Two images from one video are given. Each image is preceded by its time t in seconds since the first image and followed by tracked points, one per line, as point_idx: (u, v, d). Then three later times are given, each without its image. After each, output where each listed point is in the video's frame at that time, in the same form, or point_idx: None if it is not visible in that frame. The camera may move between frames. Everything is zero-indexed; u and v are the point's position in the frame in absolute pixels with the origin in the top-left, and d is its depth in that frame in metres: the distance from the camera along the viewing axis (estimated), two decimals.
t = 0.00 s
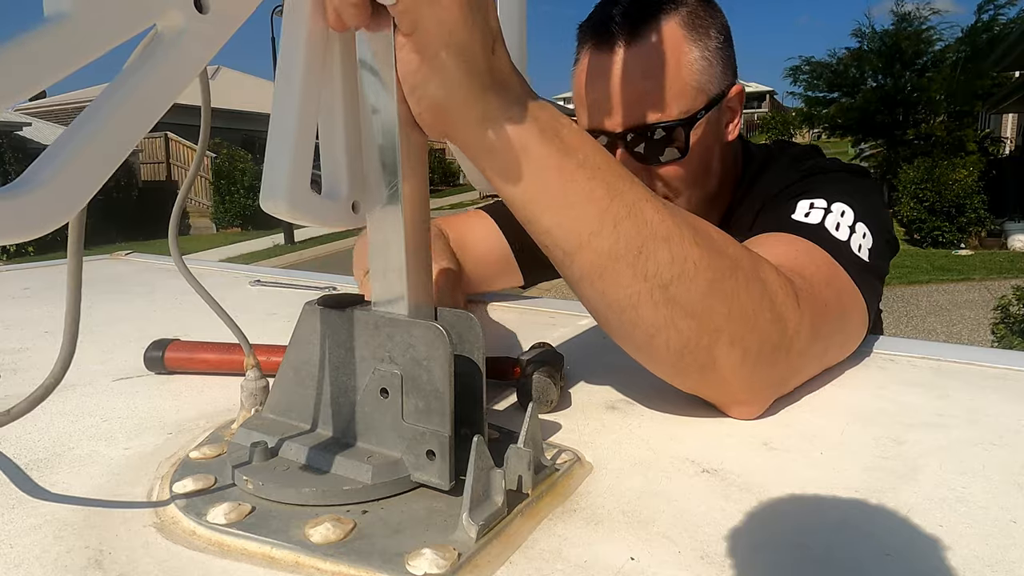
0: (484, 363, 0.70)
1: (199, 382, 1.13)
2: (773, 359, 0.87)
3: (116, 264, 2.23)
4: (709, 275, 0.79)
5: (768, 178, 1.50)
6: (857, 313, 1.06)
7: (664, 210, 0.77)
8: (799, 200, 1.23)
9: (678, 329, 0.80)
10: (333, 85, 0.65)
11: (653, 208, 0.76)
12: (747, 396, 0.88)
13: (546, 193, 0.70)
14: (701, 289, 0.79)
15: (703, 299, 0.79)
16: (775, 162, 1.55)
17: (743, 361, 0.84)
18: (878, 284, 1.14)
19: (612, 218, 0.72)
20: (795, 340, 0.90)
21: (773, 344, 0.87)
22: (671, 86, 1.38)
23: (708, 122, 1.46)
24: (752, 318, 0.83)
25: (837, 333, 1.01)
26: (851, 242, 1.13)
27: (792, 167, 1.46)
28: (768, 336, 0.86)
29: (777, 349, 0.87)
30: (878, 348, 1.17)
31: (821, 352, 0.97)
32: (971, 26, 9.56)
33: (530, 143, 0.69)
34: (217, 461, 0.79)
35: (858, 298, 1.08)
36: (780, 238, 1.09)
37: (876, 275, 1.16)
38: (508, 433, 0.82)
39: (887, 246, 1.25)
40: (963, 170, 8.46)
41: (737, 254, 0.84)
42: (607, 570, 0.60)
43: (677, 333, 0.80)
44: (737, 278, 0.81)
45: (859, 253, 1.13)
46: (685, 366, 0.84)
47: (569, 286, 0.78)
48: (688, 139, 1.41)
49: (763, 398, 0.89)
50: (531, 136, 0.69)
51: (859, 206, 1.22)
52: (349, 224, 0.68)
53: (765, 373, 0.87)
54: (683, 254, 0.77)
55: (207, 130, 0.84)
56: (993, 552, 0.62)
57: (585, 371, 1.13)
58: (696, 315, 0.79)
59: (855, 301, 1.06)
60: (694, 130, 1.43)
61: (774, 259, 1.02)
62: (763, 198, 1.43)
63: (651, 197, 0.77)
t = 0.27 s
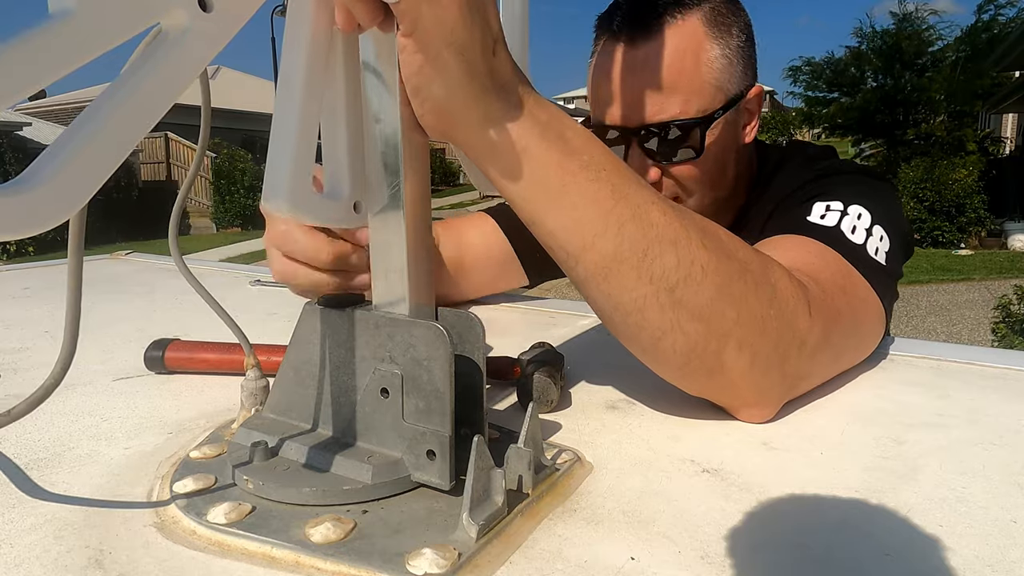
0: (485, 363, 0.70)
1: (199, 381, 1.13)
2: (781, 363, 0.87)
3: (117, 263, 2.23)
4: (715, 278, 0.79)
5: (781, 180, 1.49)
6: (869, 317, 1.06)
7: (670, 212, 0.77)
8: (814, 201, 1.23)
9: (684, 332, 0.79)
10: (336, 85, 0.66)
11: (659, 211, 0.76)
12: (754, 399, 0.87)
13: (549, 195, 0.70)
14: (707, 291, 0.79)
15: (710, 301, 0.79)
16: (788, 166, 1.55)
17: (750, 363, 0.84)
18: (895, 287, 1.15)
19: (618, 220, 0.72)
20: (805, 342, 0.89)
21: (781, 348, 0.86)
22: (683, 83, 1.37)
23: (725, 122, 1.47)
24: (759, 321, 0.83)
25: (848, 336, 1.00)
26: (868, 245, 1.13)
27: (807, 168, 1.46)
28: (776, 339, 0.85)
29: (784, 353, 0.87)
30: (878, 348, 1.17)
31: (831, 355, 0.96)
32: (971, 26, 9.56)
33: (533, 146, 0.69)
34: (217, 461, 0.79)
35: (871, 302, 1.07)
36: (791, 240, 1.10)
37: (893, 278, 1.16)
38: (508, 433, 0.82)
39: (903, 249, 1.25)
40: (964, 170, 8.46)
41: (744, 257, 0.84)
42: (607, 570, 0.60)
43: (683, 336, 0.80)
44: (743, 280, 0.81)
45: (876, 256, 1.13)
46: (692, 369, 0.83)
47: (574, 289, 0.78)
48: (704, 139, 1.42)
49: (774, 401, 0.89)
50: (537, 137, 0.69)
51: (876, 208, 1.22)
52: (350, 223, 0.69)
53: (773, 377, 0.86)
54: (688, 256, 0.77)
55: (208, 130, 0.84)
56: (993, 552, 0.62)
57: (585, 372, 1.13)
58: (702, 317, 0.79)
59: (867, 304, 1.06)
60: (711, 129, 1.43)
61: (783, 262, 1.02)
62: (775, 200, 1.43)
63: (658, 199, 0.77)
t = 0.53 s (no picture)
0: (484, 362, 0.69)
1: (200, 381, 1.13)
2: (782, 364, 0.87)
3: (117, 263, 2.23)
4: (716, 279, 0.79)
5: (786, 181, 1.50)
6: (873, 319, 1.05)
7: (672, 213, 0.77)
8: (821, 204, 1.23)
9: (685, 333, 0.79)
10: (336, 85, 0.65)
11: (662, 211, 0.76)
12: (755, 401, 0.87)
13: (550, 195, 0.70)
14: (708, 292, 0.79)
15: (710, 303, 0.79)
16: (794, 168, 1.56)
17: (750, 365, 0.84)
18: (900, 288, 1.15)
19: (619, 221, 0.72)
20: (806, 343, 0.90)
21: (782, 349, 0.86)
22: (683, 101, 1.35)
23: (728, 137, 1.48)
24: (759, 323, 0.83)
25: (850, 338, 1.00)
26: (874, 248, 1.13)
27: (812, 171, 1.46)
28: (777, 341, 0.85)
29: (784, 355, 0.87)
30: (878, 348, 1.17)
31: (832, 355, 0.96)
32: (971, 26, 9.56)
33: (534, 146, 0.69)
34: (217, 461, 0.79)
35: (874, 305, 1.07)
36: (796, 242, 1.11)
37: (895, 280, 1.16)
38: (508, 432, 0.82)
39: (908, 250, 1.25)
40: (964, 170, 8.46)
41: (744, 258, 0.84)
42: (606, 570, 0.60)
43: (684, 337, 0.80)
44: (744, 282, 0.82)
45: (882, 259, 1.13)
46: (693, 371, 0.83)
47: (575, 289, 0.78)
48: (705, 158, 1.44)
49: (776, 402, 0.88)
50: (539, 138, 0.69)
51: (882, 209, 1.22)
52: (351, 223, 0.69)
53: (773, 379, 0.86)
54: (690, 257, 0.77)
55: (208, 130, 0.84)
56: (993, 552, 0.62)
57: (585, 372, 1.13)
58: (703, 318, 0.79)
59: (869, 305, 1.06)
60: (712, 146, 1.45)
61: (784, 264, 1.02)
62: (780, 202, 1.43)
63: (660, 201, 0.78)
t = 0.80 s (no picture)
0: (485, 362, 0.69)
1: (200, 381, 1.13)
2: (782, 365, 0.87)
3: (118, 263, 2.23)
4: (716, 280, 0.79)
5: (779, 183, 1.50)
6: (871, 317, 1.05)
7: (672, 213, 0.77)
8: (815, 204, 1.22)
9: (686, 333, 0.79)
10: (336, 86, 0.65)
11: (662, 211, 0.76)
12: (757, 402, 0.87)
13: (551, 195, 0.70)
14: (708, 293, 0.79)
15: (711, 303, 0.79)
16: (788, 169, 1.56)
17: (752, 365, 0.83)
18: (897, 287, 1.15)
19: (620, 222, 0.72)
20: (805, 343, 0.90)
21: (782, 350, 0.86)
22: (660, 128, 1.35)
23: (706, 161, 1.46)
24: (759, 323, 0.83)
25: (848, 337, 1.00)
26: (868, 247, 1.13)
27: (804, 173, 1.46)
28: (777, 341, 0.85)
29: (784, 356, 0.87)
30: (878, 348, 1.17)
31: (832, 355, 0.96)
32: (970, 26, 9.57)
33: (535, 145, 0.69)
34: (218, 461, 0.79)
35: (872, 304, 1.07)
36: (793, 241, 1.11)
37: (893, 280, 1.16)
38: (508, 432, 0.82)
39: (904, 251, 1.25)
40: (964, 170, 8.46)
41: (744, 258, 0.84)
42: (607, 570, 0.60)
43: (685, 338, 0.80)
44: (744, 282, 0.82)
45: (877, 258, 1.13)
46: (693, 371, 0.83)
47: (575, 290, 0.78)
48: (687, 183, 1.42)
49: (777, 402, 0.88)
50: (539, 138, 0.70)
51: (877, 210, 1.22)
52: (351, 223, 0.69)
53: (774, 380, 0.86)
54: (690, 257, 0.77)
55: (208, 130, 0.84)
56: (993, 551, 0.62)
57: (585, 372, 1.13)
58: (704, 319, 0.79)
59: (869, 305, 1.06)
60: (690, 174, 1.42)
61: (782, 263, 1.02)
62: (776, 203, 1.43)
63: (661, 201, 0.78)
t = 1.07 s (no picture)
0: (485, 361, 0.69)
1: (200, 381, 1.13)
2: (782, 365, 0.87)
3: (117, 263, 2.23)
4: (716, 279, 0.79)
5: (767, 185, 1.50)
6: (868, 318, 1.06)
7: (672, 213, 0.77)
8: (804, 204, 1.23)
9: (687, 333, 0.79)
10: (338, 84, 0.65)
11: (662, 211, 0.76)
12: (757, 402, 0.87)
13: (552, 194, 0.70)
14: (708, 292, 0.79)
15: (711, 303, 0.79)
16: (777, 169, 1.57)
17: (752, 365, 0.83)
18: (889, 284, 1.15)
19: (620, 221, 0.72)
20: (805, 343, 0.90)
21: (782, 350, 0.86)
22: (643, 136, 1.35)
23: (692, 162, 1.45)
24: (759, 323, 0.83)
25: (845, 336, 1.00)
26: (859, 243, 1.13)
27: (793, 173, 1.46)
28: (777, 341, 0.85)
29: (785, 356, 0.86)
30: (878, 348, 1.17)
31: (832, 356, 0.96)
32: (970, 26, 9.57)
33: (536, 146, 0.70)
34: (218, 460, 0.79)
35: (869, 304, 1.07)
36: (787, 239, 1.11)
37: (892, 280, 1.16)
38: (508, 432, 0.82)
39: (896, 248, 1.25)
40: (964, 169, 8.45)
41: (744, 258, 0.84)
42: (607, 570, 0.60)
43: (686, 338, 0.79)
44: (744, 281, 0.82)
45: (868, 254, 1.13)
46: (694, 371, 0.83)
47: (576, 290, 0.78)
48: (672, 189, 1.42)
49: (777, 403, 0.88)
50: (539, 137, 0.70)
51: (867, 208, 1.22)
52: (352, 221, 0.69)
53: (775, 380, 0.86)
54: (690, 257, 0.77)
55: (208, 130, 0.84)
56: (994, 552, 0.62)
57: (585, 372, 1.13)
58: (704, 319, 0.79)
59: (868, 306, 1.06)
60: (676, 176, 1.42)
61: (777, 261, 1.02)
62: (767, 202, 1.43)
63: (661, 200, 0.78)
